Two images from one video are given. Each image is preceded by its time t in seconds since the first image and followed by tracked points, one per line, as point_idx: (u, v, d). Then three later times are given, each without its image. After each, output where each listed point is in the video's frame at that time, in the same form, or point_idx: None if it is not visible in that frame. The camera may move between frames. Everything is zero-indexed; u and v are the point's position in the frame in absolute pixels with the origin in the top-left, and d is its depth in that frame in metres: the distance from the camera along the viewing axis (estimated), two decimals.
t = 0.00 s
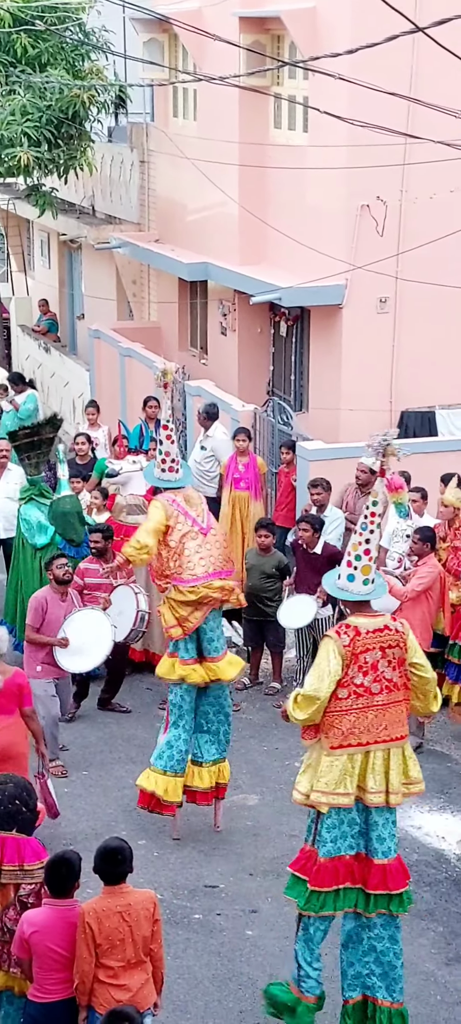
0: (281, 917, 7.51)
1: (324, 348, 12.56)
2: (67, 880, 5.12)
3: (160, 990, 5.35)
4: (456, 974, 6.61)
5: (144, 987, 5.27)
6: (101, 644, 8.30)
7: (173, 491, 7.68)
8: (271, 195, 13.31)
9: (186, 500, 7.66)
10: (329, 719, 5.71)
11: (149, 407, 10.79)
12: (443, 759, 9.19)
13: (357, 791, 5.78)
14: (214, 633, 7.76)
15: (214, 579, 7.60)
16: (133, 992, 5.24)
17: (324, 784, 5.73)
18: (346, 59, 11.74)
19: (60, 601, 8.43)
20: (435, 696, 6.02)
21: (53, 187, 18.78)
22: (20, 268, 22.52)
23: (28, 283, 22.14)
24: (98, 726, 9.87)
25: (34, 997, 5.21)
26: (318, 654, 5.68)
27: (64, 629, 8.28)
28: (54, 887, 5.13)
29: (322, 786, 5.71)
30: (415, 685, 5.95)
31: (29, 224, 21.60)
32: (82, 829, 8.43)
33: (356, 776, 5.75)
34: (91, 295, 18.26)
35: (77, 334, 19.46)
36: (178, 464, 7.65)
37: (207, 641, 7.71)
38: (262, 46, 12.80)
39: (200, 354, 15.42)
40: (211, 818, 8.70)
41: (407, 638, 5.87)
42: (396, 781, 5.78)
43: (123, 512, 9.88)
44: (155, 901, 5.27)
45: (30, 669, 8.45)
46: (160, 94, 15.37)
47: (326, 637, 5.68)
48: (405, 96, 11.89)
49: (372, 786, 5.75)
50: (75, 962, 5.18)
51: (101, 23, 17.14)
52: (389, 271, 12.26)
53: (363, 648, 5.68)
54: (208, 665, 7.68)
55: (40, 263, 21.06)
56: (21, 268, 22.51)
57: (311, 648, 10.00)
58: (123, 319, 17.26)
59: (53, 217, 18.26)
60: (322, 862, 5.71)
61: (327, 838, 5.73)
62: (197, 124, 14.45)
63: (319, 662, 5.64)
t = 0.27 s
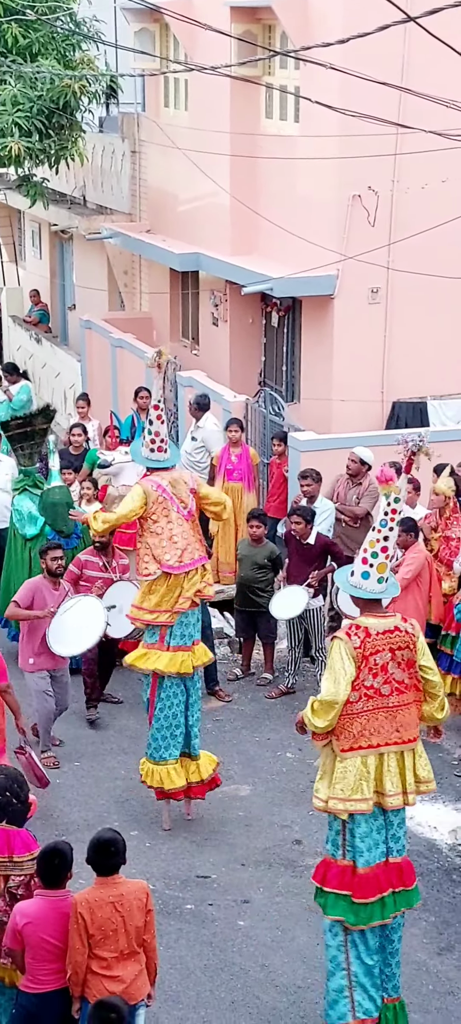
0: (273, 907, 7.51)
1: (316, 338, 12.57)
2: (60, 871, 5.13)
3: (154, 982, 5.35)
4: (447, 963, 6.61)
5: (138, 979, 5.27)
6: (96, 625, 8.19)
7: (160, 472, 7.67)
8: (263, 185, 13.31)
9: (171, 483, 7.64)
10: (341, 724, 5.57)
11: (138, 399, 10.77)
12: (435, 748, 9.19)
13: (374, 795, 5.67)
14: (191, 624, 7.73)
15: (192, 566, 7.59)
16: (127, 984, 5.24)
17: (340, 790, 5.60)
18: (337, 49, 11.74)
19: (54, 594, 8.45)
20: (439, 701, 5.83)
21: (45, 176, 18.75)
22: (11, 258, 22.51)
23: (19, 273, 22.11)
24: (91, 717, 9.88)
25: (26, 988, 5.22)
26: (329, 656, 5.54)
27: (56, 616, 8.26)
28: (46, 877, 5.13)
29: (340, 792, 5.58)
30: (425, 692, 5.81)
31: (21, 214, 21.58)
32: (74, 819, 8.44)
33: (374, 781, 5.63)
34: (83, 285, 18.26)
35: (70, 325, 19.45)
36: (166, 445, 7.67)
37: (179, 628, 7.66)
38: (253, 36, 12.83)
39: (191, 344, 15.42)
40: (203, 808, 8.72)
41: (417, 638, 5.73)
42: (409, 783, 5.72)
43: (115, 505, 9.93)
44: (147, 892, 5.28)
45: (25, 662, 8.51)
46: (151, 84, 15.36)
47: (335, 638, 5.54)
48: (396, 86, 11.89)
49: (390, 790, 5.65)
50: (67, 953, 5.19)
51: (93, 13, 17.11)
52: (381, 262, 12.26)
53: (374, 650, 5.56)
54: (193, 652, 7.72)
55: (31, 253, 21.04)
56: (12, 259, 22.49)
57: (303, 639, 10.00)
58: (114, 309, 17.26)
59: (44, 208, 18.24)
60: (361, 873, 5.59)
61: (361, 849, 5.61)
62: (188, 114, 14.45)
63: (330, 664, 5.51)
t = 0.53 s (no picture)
0: (264, 900, 7.52)
1: (311, 331, 12.56)
2: (52, 861, 5.13)
3: (147, 975, 5.36)
4: (439, 957, 6.61)
5: (131, 971, 5.27)
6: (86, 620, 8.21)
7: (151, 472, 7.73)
8: (259, 178, 13.29)
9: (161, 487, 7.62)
10: (350, 733, 5.56)
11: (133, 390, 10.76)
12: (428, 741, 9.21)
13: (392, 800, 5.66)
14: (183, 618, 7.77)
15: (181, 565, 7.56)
16: (120, 977, 5.25)
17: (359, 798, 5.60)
18: (334, 42, 11.73)
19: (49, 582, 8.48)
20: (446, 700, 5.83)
21: (40, 167, 18.72)
22: (6, 249, 22.47)
23: (14, 264, 22.08)
24: (84, 709, 9.88)
25: (18, 977, 5.23)
26: (329, 669, 5.51)
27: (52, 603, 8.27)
28: (38, 868, 5.14)
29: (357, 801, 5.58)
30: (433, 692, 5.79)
31: (16, 205, 21.54)
32: (67, 811, 8.44)
33: (392, 787, 5.62)
34: (78, 276, 18.24)
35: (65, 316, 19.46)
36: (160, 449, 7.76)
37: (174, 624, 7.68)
38: (250, 28, 12.87)
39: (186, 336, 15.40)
40: (196, 800, 8.73)
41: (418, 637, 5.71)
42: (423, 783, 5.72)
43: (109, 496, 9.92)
44: (141, 884, 5.29)
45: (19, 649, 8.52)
46: (148, 76, 15.34)
47: (334, 646, 5.50)
48: (392, 79, 11.87)
49: (408, 794, 5.65)
50: (60, 945, 5.19)
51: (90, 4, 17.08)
52: (376, 255, 12.25)
53: (375, 656, 5.53)
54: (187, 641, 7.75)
55: (27, 244, 21.01)
56: (8, 250, 22.46)
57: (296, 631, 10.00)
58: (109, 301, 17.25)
59: (40, 198, 18.21)
60: (388, 879, 5.59)
61: (385, 854, 5.60)
62: (184, 105, 14.42)
63: (330, 675, 5.47)
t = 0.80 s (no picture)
0: (257, 891, 7.53)
1: (305, 323, 12.56)
2: (45, 854, 5.14)
3: (140, 969, 5.38)
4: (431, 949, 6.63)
5: (125, 964, 5.30)
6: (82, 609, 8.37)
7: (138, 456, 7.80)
8: (253, 169, 13.28)
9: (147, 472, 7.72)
10: (364, 739, 5.45)
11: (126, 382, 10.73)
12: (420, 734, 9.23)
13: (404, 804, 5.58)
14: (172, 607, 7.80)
15: (158, 550, 7.64)
16: (113, 970, 5.28)
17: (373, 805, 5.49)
18: (329, 33, 11.72)
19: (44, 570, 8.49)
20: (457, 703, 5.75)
21: (34, 157, 18.68)
22: None
23: (8, 254, 22.04)
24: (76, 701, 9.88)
25: (9, 967, 5.21)
26: (344, 671, 5.40)
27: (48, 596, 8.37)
28: (31, 859, 5.16)
29: (373, 806, 5.46)
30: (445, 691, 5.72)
31: (10, 195, 21.50)
32: (60, 801, 8.44)
33: (404, 790, 5.55)
34: (72, 267, 18.23)
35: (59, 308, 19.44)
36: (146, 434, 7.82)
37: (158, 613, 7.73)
38: (245, 19, 12.87)
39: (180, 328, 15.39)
40: (189, 791, 8.73)
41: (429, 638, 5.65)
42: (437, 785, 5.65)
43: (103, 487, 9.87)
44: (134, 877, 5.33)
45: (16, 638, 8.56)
46: (143, 67, 15.31)
47: (347, 647, 5.41)
48: (387, 71, 11.87)
49: (420, 797, 5.59)
50: (53, 937, 5.21)
51: None
52: (371, 247, 12.26)
53: (389, 656, 5.45)
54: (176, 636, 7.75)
55: (21, 234, 20.98)
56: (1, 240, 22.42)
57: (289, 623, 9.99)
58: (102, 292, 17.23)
59: (34, 189, 18.17)
60: (387, 883, 5.50)
61: (387, 857, 5.51)
62: (179, 96, 14.40)
63: (347, 678, 5.37)
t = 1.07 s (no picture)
0: (252, 885, 7.54)
1: (298, 317, 12.56)
2: (39, 849, 5.16)
3: (137, 964, 5.35)
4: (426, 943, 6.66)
5: (121, 959, 5.28)
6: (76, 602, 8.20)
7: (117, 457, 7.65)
8: (246, 163, 13.27)
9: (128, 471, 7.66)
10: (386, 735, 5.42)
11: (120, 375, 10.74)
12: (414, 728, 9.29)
13: (421, 805, 5.53)
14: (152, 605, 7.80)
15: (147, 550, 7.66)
16: (110, 964, 5.25)
17: (387, 800, 5.47)
18: (322, 26, 11.72)
19: (38, 560, 8.53)
20: None
21: (27, 152, 18.65)
22: None
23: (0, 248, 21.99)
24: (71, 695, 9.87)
25: (3, 961, 5.23)
26: (371, 669, 5.39)
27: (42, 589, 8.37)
28: (26, 854, 5.17)
29: (384, 803, 5.46)
30: None
31: (3, 190, 21.47)
32: (54, 795, 8.43)
33: (420, 790, 5.49)
34: (64, 262, 18.22)
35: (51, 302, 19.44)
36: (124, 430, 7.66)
37: (136, 610, 7.75)
38: (238, 13, 12.86)
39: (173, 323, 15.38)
40: (184, 785, 8.73)
41: (454, 636, 5.63)
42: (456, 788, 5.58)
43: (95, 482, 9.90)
44: (131, 871, 5.31)
45: (12, 629, 8.68)
46: (135, 61, 15.31)
47: (377, 648, 5.39)
48: (380, 64, 11.88)
49: (436, 797, 5.52)
50: (48, 932, 5.22)
51: None
52: (364, 241, 12.27)
53: (417, 656, 5.45)
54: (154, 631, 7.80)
55: (13, 229, 20.95)
56: None
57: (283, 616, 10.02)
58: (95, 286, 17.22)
59: (26, 184, 18.15)
60: (388, 882, 5.47)
61: (392, 857, 5.48)
62: (171, 90, 14.39)
63: (378, 679, 5.35)
